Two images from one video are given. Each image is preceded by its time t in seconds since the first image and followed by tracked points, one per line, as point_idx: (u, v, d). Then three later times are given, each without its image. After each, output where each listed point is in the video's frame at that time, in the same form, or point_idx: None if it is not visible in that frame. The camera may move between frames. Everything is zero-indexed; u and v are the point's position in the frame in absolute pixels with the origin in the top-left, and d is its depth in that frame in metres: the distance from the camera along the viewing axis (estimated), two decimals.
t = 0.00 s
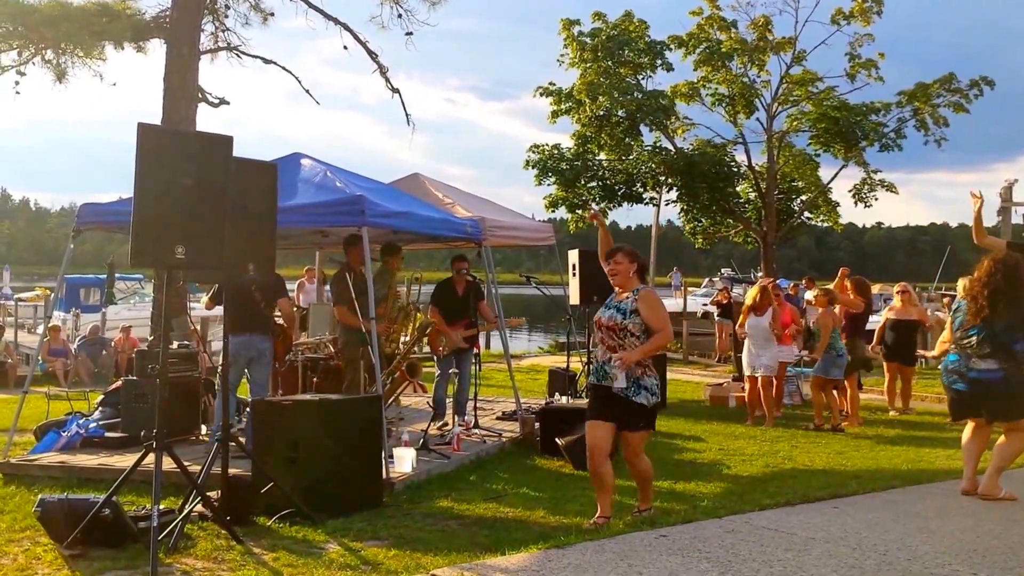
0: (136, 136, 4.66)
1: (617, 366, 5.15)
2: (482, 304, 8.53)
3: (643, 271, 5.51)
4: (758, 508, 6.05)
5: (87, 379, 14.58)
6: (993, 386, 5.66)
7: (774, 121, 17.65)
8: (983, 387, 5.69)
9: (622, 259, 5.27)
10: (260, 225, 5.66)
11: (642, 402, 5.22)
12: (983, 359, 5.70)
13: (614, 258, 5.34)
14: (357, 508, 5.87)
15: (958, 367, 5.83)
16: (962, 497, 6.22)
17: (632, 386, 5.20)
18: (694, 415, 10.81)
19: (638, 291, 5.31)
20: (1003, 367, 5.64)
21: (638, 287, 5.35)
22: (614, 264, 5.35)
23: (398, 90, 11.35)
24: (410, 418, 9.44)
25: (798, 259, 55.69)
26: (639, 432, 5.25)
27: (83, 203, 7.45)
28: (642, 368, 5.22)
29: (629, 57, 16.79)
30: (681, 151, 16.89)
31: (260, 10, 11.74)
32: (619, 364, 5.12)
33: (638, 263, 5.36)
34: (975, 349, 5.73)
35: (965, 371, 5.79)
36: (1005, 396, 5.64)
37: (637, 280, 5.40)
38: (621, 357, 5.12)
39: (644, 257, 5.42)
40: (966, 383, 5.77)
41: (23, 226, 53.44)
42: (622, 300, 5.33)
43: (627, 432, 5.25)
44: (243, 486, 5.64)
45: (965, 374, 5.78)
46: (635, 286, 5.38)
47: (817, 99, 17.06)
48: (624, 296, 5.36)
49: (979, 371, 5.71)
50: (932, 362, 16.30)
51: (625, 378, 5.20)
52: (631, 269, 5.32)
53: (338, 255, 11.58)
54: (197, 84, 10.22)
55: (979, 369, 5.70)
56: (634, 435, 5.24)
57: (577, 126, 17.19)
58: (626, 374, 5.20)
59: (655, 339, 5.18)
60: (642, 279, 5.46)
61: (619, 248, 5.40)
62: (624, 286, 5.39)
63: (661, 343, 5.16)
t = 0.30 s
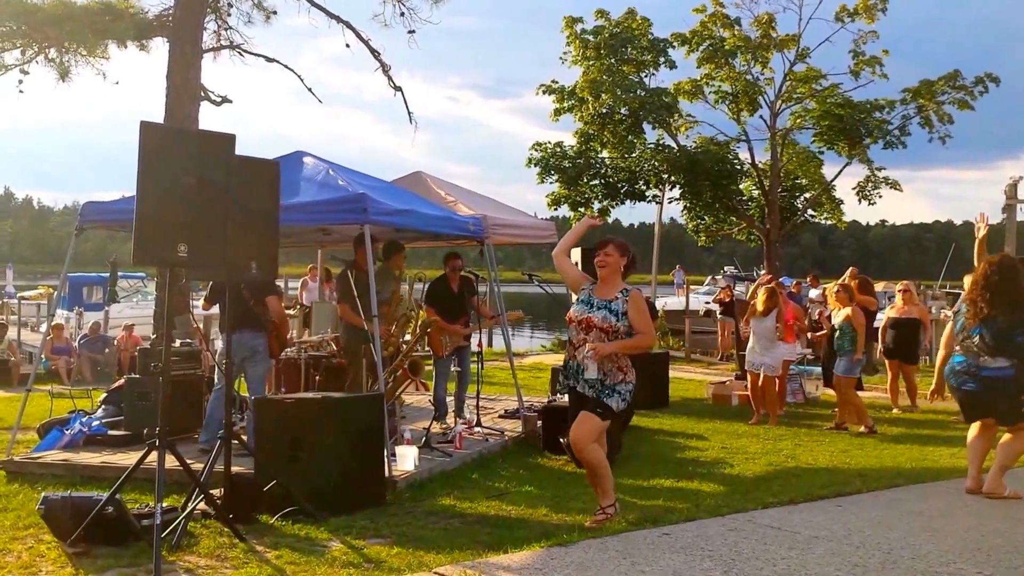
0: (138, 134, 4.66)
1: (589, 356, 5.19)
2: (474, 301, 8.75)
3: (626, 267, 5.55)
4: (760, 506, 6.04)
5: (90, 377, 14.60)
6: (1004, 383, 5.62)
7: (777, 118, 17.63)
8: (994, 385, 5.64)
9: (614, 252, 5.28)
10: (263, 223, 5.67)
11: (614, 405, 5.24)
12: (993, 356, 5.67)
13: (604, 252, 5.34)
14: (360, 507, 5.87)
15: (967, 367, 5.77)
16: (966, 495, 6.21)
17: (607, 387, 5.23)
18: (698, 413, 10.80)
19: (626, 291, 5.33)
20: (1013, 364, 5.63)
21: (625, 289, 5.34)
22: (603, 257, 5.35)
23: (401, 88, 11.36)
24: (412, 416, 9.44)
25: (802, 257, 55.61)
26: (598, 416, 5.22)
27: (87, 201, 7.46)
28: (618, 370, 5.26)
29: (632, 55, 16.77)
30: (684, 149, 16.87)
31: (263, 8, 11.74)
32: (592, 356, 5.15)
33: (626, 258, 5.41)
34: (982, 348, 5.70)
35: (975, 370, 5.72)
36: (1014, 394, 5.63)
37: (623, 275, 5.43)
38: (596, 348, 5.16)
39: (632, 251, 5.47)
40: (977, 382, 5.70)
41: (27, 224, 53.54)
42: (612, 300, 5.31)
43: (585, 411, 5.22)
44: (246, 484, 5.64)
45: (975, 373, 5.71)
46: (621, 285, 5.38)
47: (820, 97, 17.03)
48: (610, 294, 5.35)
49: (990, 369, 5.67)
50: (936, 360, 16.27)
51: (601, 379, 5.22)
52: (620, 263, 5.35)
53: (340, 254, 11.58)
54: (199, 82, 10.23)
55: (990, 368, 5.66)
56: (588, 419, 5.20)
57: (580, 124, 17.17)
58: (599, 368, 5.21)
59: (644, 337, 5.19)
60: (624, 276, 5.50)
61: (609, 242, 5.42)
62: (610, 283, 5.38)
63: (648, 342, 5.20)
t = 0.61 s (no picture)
0: (141, 133, 4.67)
1: (570, 357, 4.95)
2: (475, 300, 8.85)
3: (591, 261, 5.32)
4: (763, 505, 6.04)
5: (93, 374, 14.62)
6: (998, 359, 5.62)
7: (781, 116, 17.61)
8: (992, 362, 5.65)
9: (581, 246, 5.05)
10: (266, 221, 5.68)
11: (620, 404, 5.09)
12: (988, 334, 5.68)
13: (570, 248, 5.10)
14: (363, 505, 5.87)
15: (965, 345, 5.81)
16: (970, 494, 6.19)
17: (613, 388, 5.04)
18: (701, 411, 10.80)
19: (599, 285, 5.10)
20: (1009, 340, 5.62)
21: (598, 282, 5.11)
22: (569, 254, 5.11)
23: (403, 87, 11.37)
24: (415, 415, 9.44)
25: (805, 255, 55.58)
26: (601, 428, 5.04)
27: (89, 199, 7.47)
28: (616, 366, 5.07)
29: (635, 52, 16.74)
30: (687, 147, 16.86)
31: (265, 7, 11.75)
32: (571, 353, 4.91)
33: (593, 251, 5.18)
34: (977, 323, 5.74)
35: (973, 348, 5.76)
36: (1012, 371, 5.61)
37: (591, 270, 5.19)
38: (576, 346, 4.92)
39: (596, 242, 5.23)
40: (975, 360, 5.73)
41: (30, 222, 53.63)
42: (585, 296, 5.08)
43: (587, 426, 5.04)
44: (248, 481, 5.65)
45: (972, 350, 5.75)
46: (592, 277, 5.14)
47: (824, 94, 17.00)
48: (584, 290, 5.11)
49: (986, 347, 5.69)
50: (940, 359, 16.24)
51: (604, 380, 5.03)
52: (588, 258, 5.10)
53: (343, 252, 11.59)
54: (202, 80, 10.23)
55: (986, 345, 5.67)
56: (590, 432, 5.05)
57: (583, 122, 17.16)
58: (578, 364, 5.00)
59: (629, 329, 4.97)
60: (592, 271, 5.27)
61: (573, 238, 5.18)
62: (580, 280, 5.14)
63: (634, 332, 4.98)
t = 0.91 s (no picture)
0: (144, 129, 4.66)
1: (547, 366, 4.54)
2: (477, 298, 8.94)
3: (566, 261, 4.95)
4: (767, 502, 6.03)
5: (96, 372, 14.63)
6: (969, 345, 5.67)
7: (785, 114, 17.57)
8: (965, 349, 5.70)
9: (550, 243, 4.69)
10: (269, 219, 5.68)
11: (572, 414, 4.65)
12: (964, 320, 5.75)
13: (539, 244, 4.75)
14: (366, 502, 5.87)
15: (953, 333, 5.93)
16: (975, 492, 6.17)
17: (562, 394, 4.62)
18: (705, 409, 10.78)
19: (569, 284, 4.70)
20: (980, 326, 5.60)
21: (568, 282, 4.70)
22: (539, 250, 4.75)
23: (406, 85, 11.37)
24: (417, 412, 9.44)
25: (808, 253, 55.53)
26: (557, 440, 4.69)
27: (92, 196, 7.47)
28: (570, 374, 4.64)
29: (638, 50, 16.71)
30: (690, 144, 16.84)
31: (268, 4, 11.74)
32: (551, 362, 4.52)
33: (564, 250, 4.80)
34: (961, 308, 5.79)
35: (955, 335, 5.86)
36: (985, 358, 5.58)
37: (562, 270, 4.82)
38: (553, 355, 4.53)
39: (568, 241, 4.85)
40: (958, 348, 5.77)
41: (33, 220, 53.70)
42: (553, 295, 4.66)
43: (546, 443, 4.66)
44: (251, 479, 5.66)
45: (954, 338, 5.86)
46: (563, 277, 4.75)
47: (828, 92, 16.96)
48: (552, 289, 4.70)
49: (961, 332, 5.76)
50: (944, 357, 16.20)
51: (553, 385, 4.61)
52: (558, 255, 4.74)
53: (345, 250, 11.58)
54: (205, 78, 10.23)
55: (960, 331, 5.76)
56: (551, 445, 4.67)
57: (586, 119, 17.14)
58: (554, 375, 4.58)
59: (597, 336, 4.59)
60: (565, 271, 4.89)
61: (543, 234, 4.81)
62: (551, 278, 4.76)
63: (601, 341, 4.59)
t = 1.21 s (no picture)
0: (148, 126, 4.66)
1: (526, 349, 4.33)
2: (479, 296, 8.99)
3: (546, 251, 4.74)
4: (770, 501, 6.02)
5: (99, 370, 14.65)
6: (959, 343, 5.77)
7: (788, 112, 17.53)
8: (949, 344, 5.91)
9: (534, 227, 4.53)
10: (272, 217, 5.67)
11: (568, 394, 4.47)
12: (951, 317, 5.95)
13: (522, 229, 4.57)
14: (369, 500, 5.87)
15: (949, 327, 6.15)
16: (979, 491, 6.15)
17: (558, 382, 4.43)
18: (708, 408, 10.76)
19: (553, 275, 4.52)
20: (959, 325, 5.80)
21: (552, 272, 4.53)
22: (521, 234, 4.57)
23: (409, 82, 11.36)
24: (420, 411, 9.43)
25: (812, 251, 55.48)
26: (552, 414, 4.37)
27: (95, 194, 7.47)
28: (564, 364, 4.48)
29: (641, 48, 16.68)
30: (693, 142, 16.81)
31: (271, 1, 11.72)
32: (531, 345, 4.29)
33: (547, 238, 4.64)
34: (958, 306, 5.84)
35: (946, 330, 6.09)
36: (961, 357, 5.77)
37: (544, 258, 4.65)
38: (536, 338, 4.30)
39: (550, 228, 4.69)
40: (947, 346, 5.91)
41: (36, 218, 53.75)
42: (539, 290, 4.47)
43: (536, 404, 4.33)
44: (254, 477, 5.66)
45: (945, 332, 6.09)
46: (545, 268, 4.57)
47: (831, 90, 16.92)
48: (537, 282, 4.50)
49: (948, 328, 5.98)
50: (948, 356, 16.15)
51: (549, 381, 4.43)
52: (540, 241, 4.58)
53: (348, 248, 11.57)
54: (208, 77, 10.22)
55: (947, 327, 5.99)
56: (538, 412, 4.34)
57: (589, 117, 17.12)
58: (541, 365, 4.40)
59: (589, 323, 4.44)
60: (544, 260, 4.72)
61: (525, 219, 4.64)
62: (532, 269, 4.58)
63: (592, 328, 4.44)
